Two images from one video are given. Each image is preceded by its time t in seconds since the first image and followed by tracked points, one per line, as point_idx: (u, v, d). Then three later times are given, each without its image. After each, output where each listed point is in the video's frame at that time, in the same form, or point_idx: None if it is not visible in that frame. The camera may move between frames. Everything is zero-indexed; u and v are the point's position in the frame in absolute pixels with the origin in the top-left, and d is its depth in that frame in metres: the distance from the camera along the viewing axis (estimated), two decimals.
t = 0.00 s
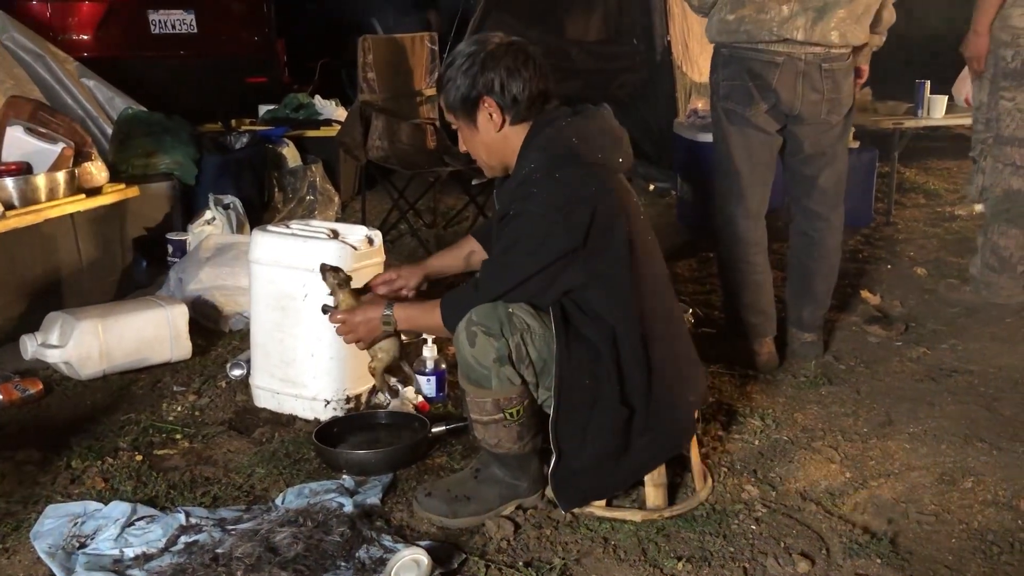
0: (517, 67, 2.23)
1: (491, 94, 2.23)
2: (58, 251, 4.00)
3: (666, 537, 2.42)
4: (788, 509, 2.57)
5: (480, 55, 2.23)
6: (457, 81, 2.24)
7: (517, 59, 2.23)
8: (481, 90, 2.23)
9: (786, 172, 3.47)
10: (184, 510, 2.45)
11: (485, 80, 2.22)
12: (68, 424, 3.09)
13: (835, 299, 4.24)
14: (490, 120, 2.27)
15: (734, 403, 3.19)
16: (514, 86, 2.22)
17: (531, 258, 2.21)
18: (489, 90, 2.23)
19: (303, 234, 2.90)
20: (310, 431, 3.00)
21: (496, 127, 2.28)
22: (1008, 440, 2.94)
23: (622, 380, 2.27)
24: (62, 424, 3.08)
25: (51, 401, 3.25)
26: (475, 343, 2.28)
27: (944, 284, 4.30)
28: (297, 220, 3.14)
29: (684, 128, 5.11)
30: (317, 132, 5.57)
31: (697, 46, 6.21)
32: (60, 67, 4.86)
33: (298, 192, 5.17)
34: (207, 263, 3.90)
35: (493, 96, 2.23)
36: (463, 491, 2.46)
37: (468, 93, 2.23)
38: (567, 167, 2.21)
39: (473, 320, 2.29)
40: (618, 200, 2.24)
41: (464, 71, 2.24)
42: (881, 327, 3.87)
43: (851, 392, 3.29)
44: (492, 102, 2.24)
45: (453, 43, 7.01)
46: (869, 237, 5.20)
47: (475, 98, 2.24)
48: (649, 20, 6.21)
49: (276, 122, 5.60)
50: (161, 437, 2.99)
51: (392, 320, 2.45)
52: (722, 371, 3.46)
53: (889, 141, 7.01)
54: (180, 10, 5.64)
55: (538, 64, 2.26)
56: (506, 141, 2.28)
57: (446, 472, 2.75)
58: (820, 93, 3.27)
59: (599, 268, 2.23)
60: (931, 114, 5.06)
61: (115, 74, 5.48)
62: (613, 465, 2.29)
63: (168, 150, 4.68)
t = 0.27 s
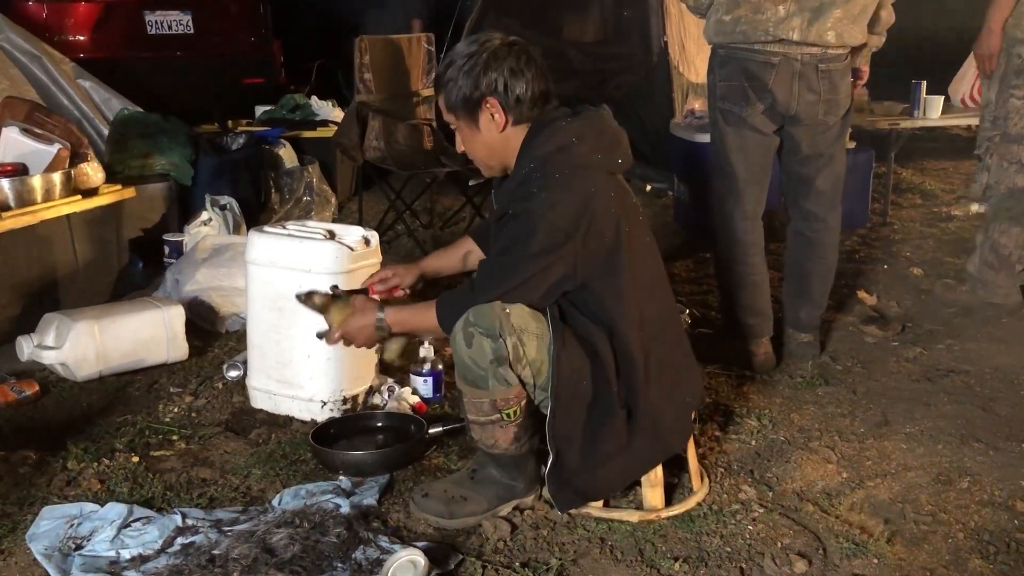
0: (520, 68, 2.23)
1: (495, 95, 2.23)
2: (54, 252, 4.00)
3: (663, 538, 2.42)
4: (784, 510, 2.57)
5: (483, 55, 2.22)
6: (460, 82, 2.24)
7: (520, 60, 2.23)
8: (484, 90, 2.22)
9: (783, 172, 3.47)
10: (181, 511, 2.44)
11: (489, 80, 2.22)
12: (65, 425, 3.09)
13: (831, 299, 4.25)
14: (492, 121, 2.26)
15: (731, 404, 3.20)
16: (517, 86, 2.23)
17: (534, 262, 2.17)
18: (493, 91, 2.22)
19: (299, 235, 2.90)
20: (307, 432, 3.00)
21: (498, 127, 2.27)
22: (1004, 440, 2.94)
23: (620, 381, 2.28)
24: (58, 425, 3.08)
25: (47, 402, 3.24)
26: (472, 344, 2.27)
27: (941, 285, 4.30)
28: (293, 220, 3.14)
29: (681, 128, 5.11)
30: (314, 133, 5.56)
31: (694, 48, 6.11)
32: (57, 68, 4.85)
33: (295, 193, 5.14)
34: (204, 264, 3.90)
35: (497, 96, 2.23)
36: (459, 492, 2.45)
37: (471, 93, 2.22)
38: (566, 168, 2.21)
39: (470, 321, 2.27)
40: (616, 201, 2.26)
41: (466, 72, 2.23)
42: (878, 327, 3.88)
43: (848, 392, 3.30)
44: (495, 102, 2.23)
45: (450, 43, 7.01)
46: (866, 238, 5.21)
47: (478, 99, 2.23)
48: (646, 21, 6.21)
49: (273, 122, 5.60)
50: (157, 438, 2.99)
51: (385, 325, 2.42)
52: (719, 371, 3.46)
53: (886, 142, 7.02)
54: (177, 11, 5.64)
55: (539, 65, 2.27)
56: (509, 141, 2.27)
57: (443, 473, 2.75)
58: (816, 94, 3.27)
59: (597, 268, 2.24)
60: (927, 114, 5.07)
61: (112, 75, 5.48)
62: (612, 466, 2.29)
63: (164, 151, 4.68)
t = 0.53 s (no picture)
0: (525, 76, 2.23)
1: (503, 105, 2.22)
2: (52, 253, 4.00)
3: (662, 539, 2.42)
4: (783, 510, 2.57)
5: (489, 64, 2.21)
6: (467, 92, 2.22)
7: (526, 68, 2.23)
8: (492, 101, 2.21)
9: (781, 173, 3.47)
10: (179, 513, 2.44)
11: (496, 90, 2.21)
12: (63, 426, 3.08)
13: (829, 299, 4.25)
14: (499, 130, 2.25)
15: (729, 404, 3.20)
16: (525, 95, 2.23)
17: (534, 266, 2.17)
18: (501, 101, 2.22)
19: (299, 237, 2.89)
20: (306, 434, 3.00)
21: (505, 137, 2.27)
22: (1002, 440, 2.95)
23: (620, 383, 2.28)
24: (56, 426, 3.08)
25: (45, 404, 3.24)
26: (472, 345, 2.27)
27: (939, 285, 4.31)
28: (291, 221, 3.13)
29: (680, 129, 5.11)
30: (312, 134, 5.57)
31: (693, 47, 6.11)
32: (55, 69, 4.84)
33: (292, 194, 5.10)
34: (202, 265, 3.90)
35: (505, 107, 2.22)
36: (458, 492, 2.44)
37: (479, 104, 2.21)
38: (565, 172, 2.21)
39: (470, 322, 2.27)
40: (617, 204, 2.26)
41: (473, 82, 2.21)
42: (876, 328, 3.88)
43: (846, 393, 3.30)
44: (502, 112, 2.23)
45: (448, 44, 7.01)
46: (864, 238, 5.21)
47: (485, 109, 2.22)
48: (644, 21, 6.22)
49: (271, 123, 5.60)
50: (156, 440, 2.98)
51: (386, 339, 2.41)
52: (717, 371, 3.47)
53: (883, 143, 7.04)
54: (174, 12, 5.64)
55: (543, 71, 2.27)
56: (515, 150, 2.27)
57: (442, 474, 2.75)
58: (814, 94, 3.27)
59: (597, 271, 2.24)
60: (925, 115, 5.07)
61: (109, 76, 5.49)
62: (609, 466, 2.30)
63: (162, 152, 4.68)
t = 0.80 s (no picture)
0: (523, 82, 2.23)
1: (502, 112, 2.22)
2: (51, 254, 4.00)
3: (661, 539, 2.42)
4: (782, 510, 2.57)
5: (488, 72, 2.20)
6: (465, 100, 2.21)
7: (524, 74, 2.23)
8: (491, 109, 2.21)
9: (779, 174, 3.46)
10: (178, 513, 2.44)
11: (495, 97, 2.21)
12: (62, 427, 3.08)
13: (828, 300, 4.26)
14: (497, 137, 2.25)
15: (728, 405, 3.20)
16: (524, 101, 2.23)
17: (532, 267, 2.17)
18: (500, 108, 2.22)
19: (297, 237, 2.89)
20: (305, 434, 2.99)
21: (503, 145, 2.27)
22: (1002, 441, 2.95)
23: (619, 384, 2.28)
24: (55, 427, 3.08)
25: (44, 405, 3.24)
26: (471, 346, 2.26)
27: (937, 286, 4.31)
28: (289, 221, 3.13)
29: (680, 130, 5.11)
30: (311, 135, 5.57)
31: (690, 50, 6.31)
32: (53, 70, 4.84)
33: (291, 194, 5.13)
34: (201, 266, 3.91)
35: (504, 114, 2.22)
36: (457, 493, 2.44)
37: (478, 112, 2.21)
38: (563, 174, 2.21)
39: (468, 323, 2.26)
40: (616, 206, 2.26)
41: (471, 90, 2.21)
42: (876, 328, 3.89)
43: (845, 393, 3.30)
44: (501, 120, 2.23)
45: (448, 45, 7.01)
46: (863, 238, 5.21)
47: (484, 117, 2.22)
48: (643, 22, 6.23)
49: (270, 124, 5.60)
50: (155, 441, 2.98)
51: (384, 340, 2.41)
52: (716, 372, 3.46)
53: (882, 144, 7.04)
54: (173, 12, 5.67)
55: (539, 76, 2.27)
56: (512, 157, 2.28)
57: (441, 475, 2.75)
58: (812, 95, 3.27)
59: (595, 272, 2.24)
60: (924, 115, 5.07)
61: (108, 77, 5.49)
62: (608, 467, 2.30)
63: (162, 153, 4.68)
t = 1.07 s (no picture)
0: (523, 84, 2.23)
1: (502, 116, 2.22)
2: (50, 254, 4.00)
3: (661, 539, 2.42)
4: (782, 510, 2.57)
5: (487, 74, 2.20)
6: (465, 103, 2.21)
7: (524, 77, 2.23)
8: (491, 112, 2.21)
9: (778, 175, 3.46)
10: (178, 514, 2.44)
11: (495, 100, 2.21)
12: (61, 428, 3.08)
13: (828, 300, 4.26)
14: (497, 140, 2.26)
15: (728, 405, 3.20)
16: (523, 104, 2.23)
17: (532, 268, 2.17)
18: (500, 111, 2.22)
19: (297, 238, 2.89)
20: (305, 435, 2.99)
21: (502, 148, 2.27)
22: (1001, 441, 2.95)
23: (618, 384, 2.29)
24: (55, 428, 3.08)
25: (44, 405, 3.24)
26: (470, 347, 2.26)
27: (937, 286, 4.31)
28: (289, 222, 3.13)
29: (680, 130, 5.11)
30: (311, 135, 5.57)
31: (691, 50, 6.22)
32: (53, 70, 4.84)
33: (291, 194, 5.15)
34: (200, 267, 3.90)
35: (505, 118, 2.23)
36: (457, 493, 2.44)
37: (478, 115, 2.21)
38: (562, 175, 2.21)
39: (468, 324, 2.26)
40: (615, 206, 2.26)
41: (471, 94, 2.20)
42: (875, 329, 3.89)
43: (845, 393, 3.30)
44: (501, 123, 2.23)
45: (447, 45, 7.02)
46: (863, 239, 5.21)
47: (485, 121, 2.22)
48: (643, 22, 6.23)
49: (270, 125, 5.60)
50: (155, 441, 2.98)
51: (383, 337, 2.41)
52: (715, 372, 3.47)
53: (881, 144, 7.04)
54: (173, 13, 5.66)
55: (538, 78, 2.27)
56: (512, 160, 2.28)
57: (441, 475, 2.75)
58: (811, 95, 3.27)
59: (595, 273, 2.24)
60: (923, 115, 5.07)
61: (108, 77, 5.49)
62: (607, 467, 2.30)
63: (161, 153, 4.68)
